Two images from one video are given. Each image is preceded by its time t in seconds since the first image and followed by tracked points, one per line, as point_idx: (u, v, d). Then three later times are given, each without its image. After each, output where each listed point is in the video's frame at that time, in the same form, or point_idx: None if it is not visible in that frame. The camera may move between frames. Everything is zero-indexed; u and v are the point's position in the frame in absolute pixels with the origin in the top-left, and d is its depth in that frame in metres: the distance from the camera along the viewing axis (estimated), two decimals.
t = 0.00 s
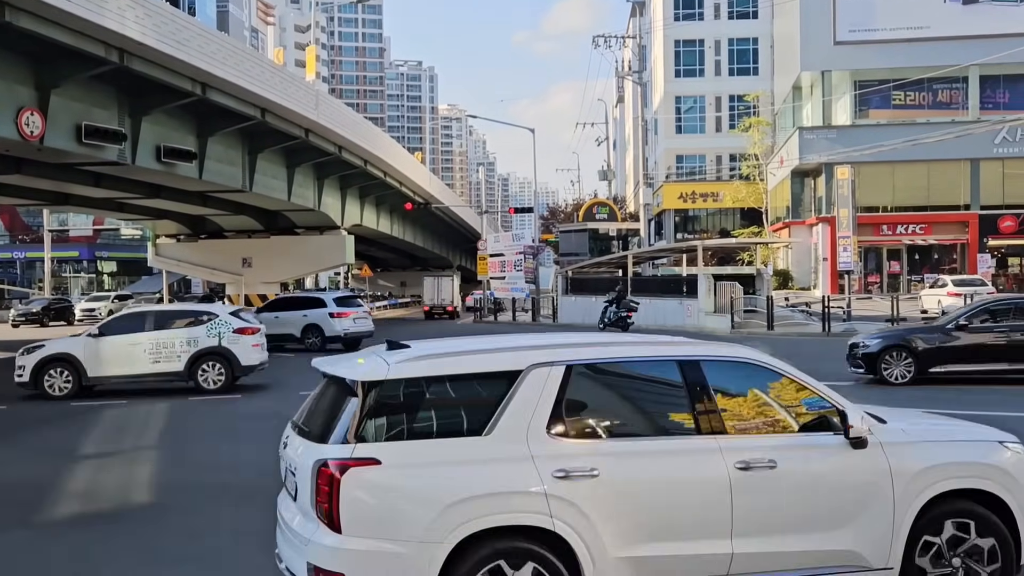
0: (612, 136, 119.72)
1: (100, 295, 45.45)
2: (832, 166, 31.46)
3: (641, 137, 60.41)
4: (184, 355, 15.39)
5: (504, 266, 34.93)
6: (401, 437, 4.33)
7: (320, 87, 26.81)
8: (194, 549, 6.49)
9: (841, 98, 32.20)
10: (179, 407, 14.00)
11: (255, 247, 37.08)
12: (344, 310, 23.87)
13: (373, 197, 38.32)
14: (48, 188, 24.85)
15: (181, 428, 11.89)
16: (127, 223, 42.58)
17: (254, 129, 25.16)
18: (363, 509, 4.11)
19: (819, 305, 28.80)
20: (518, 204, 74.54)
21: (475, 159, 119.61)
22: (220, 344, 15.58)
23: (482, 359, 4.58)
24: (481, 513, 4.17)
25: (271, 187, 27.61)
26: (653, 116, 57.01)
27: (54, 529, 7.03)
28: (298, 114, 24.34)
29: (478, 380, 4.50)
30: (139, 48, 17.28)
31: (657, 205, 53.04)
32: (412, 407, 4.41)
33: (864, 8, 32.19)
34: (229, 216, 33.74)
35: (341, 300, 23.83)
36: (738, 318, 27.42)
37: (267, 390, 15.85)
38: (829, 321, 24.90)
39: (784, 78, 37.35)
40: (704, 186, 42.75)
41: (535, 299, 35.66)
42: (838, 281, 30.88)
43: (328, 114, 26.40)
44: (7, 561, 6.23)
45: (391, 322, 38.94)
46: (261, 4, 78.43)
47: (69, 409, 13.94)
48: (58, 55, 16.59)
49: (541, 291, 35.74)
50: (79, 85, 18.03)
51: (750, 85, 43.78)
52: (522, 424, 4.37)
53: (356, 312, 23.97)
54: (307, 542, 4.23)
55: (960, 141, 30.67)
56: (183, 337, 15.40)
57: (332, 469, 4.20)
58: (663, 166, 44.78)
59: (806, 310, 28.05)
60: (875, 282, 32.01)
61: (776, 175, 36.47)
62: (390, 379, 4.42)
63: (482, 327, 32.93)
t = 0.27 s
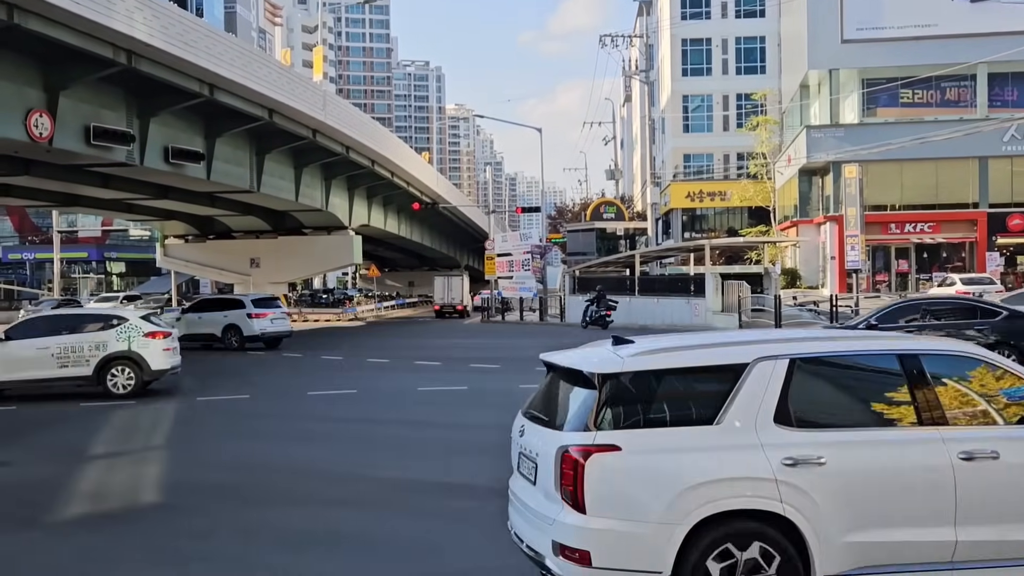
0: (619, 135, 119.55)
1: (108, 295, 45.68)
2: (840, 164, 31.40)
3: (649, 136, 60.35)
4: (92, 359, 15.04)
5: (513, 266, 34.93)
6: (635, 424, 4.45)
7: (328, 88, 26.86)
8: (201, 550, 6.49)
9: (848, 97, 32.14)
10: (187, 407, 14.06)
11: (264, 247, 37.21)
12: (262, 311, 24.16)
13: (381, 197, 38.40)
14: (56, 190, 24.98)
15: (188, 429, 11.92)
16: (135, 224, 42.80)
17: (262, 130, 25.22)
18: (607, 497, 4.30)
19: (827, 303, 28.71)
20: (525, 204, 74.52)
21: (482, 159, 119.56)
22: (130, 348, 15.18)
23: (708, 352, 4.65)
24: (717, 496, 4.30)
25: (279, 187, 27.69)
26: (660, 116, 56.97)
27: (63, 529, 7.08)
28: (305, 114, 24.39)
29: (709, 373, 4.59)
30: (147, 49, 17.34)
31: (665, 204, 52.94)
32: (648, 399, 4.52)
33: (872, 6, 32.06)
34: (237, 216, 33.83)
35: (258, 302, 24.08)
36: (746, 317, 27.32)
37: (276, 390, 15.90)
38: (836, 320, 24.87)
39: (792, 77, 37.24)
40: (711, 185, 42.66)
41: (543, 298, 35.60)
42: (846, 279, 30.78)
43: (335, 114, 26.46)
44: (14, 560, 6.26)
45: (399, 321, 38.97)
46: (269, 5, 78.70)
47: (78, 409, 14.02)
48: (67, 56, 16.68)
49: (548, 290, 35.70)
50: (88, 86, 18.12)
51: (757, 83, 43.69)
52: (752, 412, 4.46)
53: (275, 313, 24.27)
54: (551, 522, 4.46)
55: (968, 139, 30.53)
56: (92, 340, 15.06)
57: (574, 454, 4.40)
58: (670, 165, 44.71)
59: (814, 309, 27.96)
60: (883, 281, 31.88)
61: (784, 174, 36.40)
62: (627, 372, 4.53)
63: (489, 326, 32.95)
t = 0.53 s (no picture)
0: (638, 134, 119.13)
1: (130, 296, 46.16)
2: (859, 162, 31.08)
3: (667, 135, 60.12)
4: (13, 362, 15.82)
5: (531, 265, 34.91)
6: (890, 417, 4.71)
7: (345, 88, 26.99)
8: (222, 550, 6.56)
9: (868, 94, 31.84)
10: (207, 407, 14.21)
11: (283, 248, 37.54)
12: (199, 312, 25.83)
13: (399, 197, 38.52)
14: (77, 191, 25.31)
15: (208, 429, 12.04)
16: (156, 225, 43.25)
17: (280, 131, 25.39)
18: (870, 485, 4.58)
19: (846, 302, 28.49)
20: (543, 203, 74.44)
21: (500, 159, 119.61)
22: (50, 353, 15.95)
23: (950, 347, 4.84)
24: (978, 488, 4.49)
25: (298, 188, 27.86)
26: (678, 114, 56.73)
27: (85, 528, 7.20)
28: (324, 115, 24.52)
29: (948, 368, 4.78)
30: (166, 51, 17.50)
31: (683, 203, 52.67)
32: (899, 393, 4.77)
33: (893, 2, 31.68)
34: (256, 217, 34.08)
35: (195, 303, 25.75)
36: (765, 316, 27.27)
37: (295, 390, 16.01)
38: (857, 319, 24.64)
39: (811, 74, 36.93)
40: (730, 183, 42.39)
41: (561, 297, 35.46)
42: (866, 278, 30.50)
43: (353, 115, 26.58)
44: (39, 559, 6.37)
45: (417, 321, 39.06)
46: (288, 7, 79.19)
47: (100, 409, 14.20)
48: (87, 59, 16.91)
49: (566, 290, 35.68)
50: (108, 89, 18.35)
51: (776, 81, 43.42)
52: (1009, 408, 4.61)
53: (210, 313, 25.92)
54: (811, 511, 4.76)
55: (991, 136, 30.12)
56: (13, 345, 15.79)
57: (834, 447, 4.69)
58: (689, 163, 44.49)
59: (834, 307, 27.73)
60: (903, 279, 31.59)
61: (803, 172, 36.15)
62: (879, 367, 4.81)
63: (508, 326, 33.00)
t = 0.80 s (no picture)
0: (662, 130, 118.96)
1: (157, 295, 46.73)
2: (886, 157, 30.62)
3: (690, 131, 59.85)
4: None
5: (555, 263, 34.85)
6: None
7: (369, 88, 27.16)
8: (249, 546, 6.66)
9: (894, 89, 31.32)
10: (233, 405, 14.39)
11: (308, 247, 37.92)
12: (152, 311, 26.58)
13: (422, 196, 38.69)
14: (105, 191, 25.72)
15: (234, 427, 12.19)
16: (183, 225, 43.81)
17: (305, 131, 25.59)
18: None
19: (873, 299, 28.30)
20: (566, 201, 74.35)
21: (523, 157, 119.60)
22: None
23: None
24: None
25: (322, 187, 28.10)
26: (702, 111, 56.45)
27: (115, 524, 7.36)
28: (348, 114, 24.71)
29: None
30: (192, 52, 17.72)
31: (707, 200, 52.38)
32: None
33: None
34: (281, 216, 34.39)
35: (149, 302, 26.48)
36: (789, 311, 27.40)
37: (320, 388, 16.17)
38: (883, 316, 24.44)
39: (836, 69, 36.56)
40: (755, 179, 42.10)
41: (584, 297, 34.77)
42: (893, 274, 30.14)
43: (377, 114, 26.74)
44: (69, 555, 6.51)
45: (441, 319, 39.21)
46: (312, 8, 79.77)
47: (129, 407, 14.43)
48: (114, 61, 17.18)
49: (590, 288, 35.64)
50: (135, 90, 18.64)
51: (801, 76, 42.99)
52: None
53: (162, 312, 26.63)
54: None
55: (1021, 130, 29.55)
56: None
57: None
58: (713, 160, 44.26)
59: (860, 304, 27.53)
60: (930, 275, 31.41)
61: (828, 168, 35.86)
62: None
63: (531, 324, 33.05)
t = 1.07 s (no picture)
0: (683, 127, 118.37)
1: (181, 294, 47.22)
2: (910, 153, 30.20)
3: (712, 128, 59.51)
4: None
5: (576, 261, 34.64)
6: None
7: (390, 86, 27.28)
8: (271, 543, 6.72)
9: (918, 84, 30.94)
10: (256, 404, 14.51)
11: (330, 246, 38.14)
12: (110, 310, 27.18)
13: (444, 194, 38.79)
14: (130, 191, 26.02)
15: (258, 426, 12.30)
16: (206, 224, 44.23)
17: (326, 129, 25.72)
18: None
19: (898, 295, 27.98)
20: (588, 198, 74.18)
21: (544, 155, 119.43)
22: None
23: None
24: None
25: (344, 186, 28.26)
26: (724, 107, 56.10)
27: (138, 522, 7.45)
28: (369, 113, 24.83)
29: None
30: (214, 52, 17.88)
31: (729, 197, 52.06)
32: None
33: None
34: (304, 215, 34.61)
35: (107, 302, 27.06)
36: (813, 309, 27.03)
37: (342, 387, 16.27)
38: (908, 312, 24.15)
39: (859, 64, 36.18)
40: (777, 176, 41.77)
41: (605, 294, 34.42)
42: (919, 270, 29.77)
43: (398, 113, 26.85)
44: (94, 552, 6.61)
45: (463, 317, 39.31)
46: (333, 8, 80.14)
47: (153, 406, 14.60)
48: (137, 61, 17.39)
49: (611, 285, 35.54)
50: (158, 90, 18.86)
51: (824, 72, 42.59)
52: None
53: (121, 312, 27.23)
54: None
55: None
56: None
57: None
58: (735, 157, 43.95)
59: (884, 301, 27.23)
60: (956, 271, 30.94)
61: (851, 164, 35.53)
62: None
63: (553, 321, 33.01)
